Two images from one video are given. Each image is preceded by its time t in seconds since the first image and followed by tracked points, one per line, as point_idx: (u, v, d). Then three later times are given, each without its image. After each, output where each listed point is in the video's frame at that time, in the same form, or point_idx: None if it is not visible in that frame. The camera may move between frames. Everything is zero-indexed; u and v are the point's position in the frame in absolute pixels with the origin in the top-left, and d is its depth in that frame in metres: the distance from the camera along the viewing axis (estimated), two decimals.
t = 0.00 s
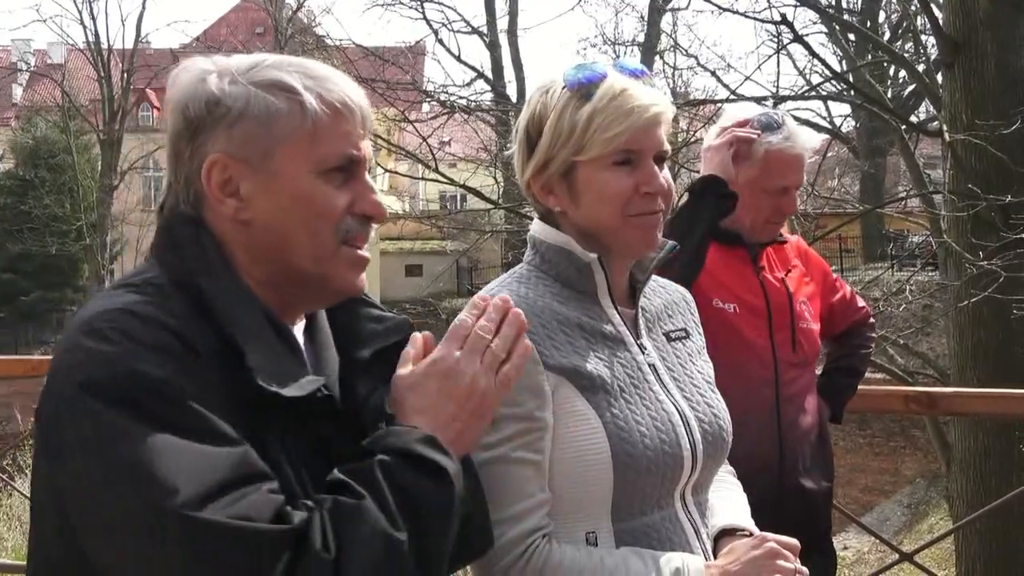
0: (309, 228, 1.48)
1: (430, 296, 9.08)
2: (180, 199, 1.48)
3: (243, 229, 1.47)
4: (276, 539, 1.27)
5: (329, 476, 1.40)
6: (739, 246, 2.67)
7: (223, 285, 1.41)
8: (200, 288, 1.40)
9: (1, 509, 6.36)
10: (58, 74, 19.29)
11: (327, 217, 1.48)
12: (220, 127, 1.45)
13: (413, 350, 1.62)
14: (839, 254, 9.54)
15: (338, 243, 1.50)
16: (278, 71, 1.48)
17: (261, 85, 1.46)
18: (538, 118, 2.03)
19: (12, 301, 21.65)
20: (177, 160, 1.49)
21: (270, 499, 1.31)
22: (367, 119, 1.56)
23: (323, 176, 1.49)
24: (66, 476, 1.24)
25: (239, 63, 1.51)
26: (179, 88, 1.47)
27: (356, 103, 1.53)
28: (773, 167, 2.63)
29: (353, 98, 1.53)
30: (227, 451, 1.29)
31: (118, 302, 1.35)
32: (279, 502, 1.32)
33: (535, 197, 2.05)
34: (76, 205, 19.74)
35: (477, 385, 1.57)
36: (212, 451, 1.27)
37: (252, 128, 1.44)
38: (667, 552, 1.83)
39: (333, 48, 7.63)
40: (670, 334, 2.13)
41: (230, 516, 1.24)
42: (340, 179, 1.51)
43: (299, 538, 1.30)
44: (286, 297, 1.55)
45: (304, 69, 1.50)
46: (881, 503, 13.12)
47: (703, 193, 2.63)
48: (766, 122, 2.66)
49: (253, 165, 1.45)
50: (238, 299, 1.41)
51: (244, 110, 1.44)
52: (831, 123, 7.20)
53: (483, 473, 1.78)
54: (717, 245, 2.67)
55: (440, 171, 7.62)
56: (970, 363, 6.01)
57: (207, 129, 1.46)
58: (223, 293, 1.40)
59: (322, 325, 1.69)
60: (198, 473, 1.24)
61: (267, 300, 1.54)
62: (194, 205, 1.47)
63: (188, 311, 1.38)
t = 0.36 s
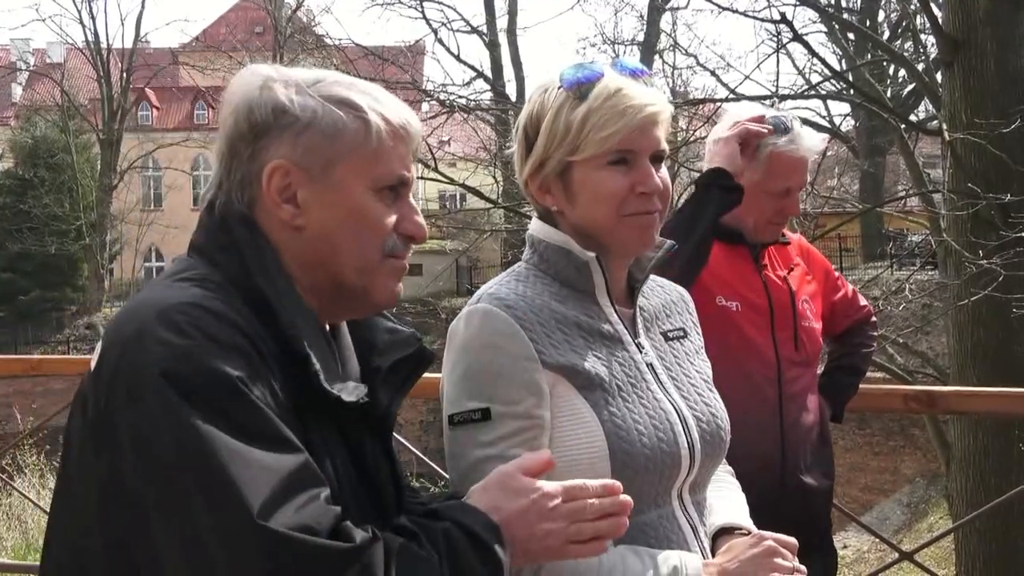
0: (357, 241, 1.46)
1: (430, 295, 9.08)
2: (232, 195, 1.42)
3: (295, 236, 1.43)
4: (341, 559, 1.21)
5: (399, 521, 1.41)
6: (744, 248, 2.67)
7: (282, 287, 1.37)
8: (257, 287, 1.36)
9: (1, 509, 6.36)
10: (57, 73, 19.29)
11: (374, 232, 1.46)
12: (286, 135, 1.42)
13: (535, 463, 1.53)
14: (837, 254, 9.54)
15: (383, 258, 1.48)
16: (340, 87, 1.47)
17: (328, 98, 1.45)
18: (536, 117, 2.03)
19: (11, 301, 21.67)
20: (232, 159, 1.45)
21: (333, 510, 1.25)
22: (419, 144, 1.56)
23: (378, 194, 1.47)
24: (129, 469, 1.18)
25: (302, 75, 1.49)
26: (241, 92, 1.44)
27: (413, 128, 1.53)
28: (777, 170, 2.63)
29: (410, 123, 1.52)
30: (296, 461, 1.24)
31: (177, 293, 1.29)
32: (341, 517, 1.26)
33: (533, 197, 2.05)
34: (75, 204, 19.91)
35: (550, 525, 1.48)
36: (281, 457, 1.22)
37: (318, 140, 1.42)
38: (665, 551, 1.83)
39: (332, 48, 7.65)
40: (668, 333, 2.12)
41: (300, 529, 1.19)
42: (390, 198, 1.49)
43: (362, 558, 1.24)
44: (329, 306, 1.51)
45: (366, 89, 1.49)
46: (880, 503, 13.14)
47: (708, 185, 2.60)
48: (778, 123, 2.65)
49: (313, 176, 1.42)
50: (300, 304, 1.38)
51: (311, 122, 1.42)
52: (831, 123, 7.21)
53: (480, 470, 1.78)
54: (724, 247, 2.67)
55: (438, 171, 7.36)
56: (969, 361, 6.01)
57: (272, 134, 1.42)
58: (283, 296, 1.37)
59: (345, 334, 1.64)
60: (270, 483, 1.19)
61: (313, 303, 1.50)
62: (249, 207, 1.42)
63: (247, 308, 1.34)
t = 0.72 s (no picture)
0: (360, 242, 1.45)
1: (429, 295, 9.07)
2: (236, 196, 1.42)
3: (297, 236, 1.43)
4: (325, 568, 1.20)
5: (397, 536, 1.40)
6: (742, 247, 2.67)
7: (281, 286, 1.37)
8: (257, 288, 1.35)
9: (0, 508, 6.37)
10: (57, 73, 19.28)
11: (377, 233, 1.46)
12: (288, 135, 1.42)
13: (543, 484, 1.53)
14: (836, 253, 9.54)
15: (387, 259, 1.48)
16: (342, 86, 1.47)
17: (331, 98, 1.44)
18: (532, 117, 2.03)
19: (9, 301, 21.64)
20: (235, 159, 1.45)
21: (320, 517, 1.24)
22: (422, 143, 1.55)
23: (380, 194, 1.46)
24: (123, 469, 1.18)
25: (306, 75, 1.49)
26: (244, 92, 1.45)
27: (416, 128, 1.52)
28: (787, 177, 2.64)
29: (414, 123, 1.52)
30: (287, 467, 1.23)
31: (174, 291, 1.29)
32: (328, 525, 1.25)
33: (529, 195, 2.05)
34: (74, 203, 19.96)
35: (553, 549, 1.47)
36: (273, 463, 1.22)
37: (320, 140, 1.42)
38: (662, 549, 1.82)
39: (332, 47, 7.61)
40: (664, 331, 2.12)
41: (283, 537, 1.18)
42: (394, 198, 1.49)
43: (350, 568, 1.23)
44: (331, 306, 1.51)
45: (370, 89, 1.49)
46: (880, 502, 13.17)
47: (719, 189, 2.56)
48: (788, 129, 2.66)
49: (316, 176, 1.42)
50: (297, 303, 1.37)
51: (313, 121, 1.42)
52: (831, 122, 7.20)
53: (475, 472, 1.79)
54: (725, 247, 2.66)
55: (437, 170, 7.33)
56: (969, 360, 6.00)
57: (274, 134, 1.42)
58: (284, 296, 1.36)
59: (349, 337, 1.65)
60: (259, 488, 1.18)
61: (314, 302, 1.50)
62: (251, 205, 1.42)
63: (248, 311, 1.34)
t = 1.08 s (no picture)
0: (325, 227, 1.44)
1: (429, 293, 9.08)
2: (199, 188, 1.43)
3: (261, 225, 1.43)
4: (299, 540, 1.19)
5: (370, 486, 1.35)
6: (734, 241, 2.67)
7: (245, 279, 1.38)
8: (222, 279, 1.37)
9: None
10: (56, 71, 19.27)
11: (344, 219, 1.45)
12: (246, 125, 1.41)
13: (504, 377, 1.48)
14: (837, 251, 9.54)
15: (354, 245, 1.47)
16: (301, 72, 1.45)
17: (288, 84, 1.43)
18: (529, 111, 2.02)
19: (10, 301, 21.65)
20: (197, 153, 1.45)
21: (293, 493, 1.24)
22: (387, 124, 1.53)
23: (343, 178, 1.45)
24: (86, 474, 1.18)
25: (264, 63, 1.48)
26: (203, 85, 1.44)
27: (379, 110, 1.50)
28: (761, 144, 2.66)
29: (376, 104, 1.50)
30: (254, 447, 1.23)
31: (139, 290, 1.29)
32: (303, 500, 1.24)
33: (528, 192, 2.04)
34: (74, 204, 19.92)
35: (536, 435, 1.43)
36: (240, 446, 1.21)
37: (277, 126, 1.41)
38: (660, 547, 1.82)
39: (331, 46, 7.60)
40: (660, 327, 2.12)
41: (254, 512, 1.17)
42: (359, 181, 1.48)
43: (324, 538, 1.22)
44: (304, 295, 1.51)
45: (329, 73, 1.47)
46: (880, 500, 13.21)
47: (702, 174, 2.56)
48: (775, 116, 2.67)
49: (274, 163, 1.41)
50: (260, 294, 1.39)
51: (270, 108, 1.41)
52: (830, 120, 7.21)
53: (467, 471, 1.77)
54: (715, 242, 2.66)
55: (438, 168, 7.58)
56: (969, 359, 6.00)
57: (232, 124, 1.42)
58: (248, 287, 1.38)
59: (331, 327, 1.67)
60: (225, 469, 1.17)
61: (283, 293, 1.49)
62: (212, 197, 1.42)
63: (212, 304, 1.35)
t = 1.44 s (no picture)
0: (248, 197, 1.54)
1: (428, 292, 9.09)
2: (131, 188, 1.60)
3: (186, 208, 1.56)
4: (197, 486, 1.24)
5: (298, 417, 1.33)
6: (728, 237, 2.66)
7: (169, 275, 1.51)
8: (148, 277, 1.50)
9: None
10: (56, 69, 19.21)
11: (265, 188, 1.54)
12: (159, 116, 1.55)
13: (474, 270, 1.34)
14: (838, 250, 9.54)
15: (277, 215, 1.56)
16: (214, 56, 1.58)
17: (198, 69, 1.56)
18: (534, 108, 2.02)
19: (9, 298, 21.60)
20: (130, 156, 1.61)
21: (206, 450, 1.30)
22: (305, 96, 1.63)
23: (260, 149, 1.54)
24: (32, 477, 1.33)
25: (182, 59, 1.62)
26: (127, 90, 1.59)
27: (290, 81, 1.60)
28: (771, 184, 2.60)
29: (286, 76, 1.60)
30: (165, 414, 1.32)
31: (64, 297, 1.44)
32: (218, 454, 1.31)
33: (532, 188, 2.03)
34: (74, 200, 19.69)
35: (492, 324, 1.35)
36: (146, 415, 1.30)
37: (184, 110, 1.54)
38: (657, 545, 1.83)
39: (331, 44, 7.59)
40: (657, 326, 2.12)
41: (154, 465, 1.25)
42: (281, 153, 1.57)
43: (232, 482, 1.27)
44: (242, 277, 1.61)
45: (242, 54, 1.60)
46: (880, 499, 13.21)
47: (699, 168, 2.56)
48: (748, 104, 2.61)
49: (187, 144, 1.54)
50: (182, 285, 1.50)
51: (179, 93, 1.55)
52: (830, 120, 7.20)
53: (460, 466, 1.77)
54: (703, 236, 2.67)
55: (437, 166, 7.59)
56: (967, 358, 6.01)
57: (150, 118, 1.57)
58: (173, 283, 1.50)
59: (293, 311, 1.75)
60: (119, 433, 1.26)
61: (219, 279, 1.60)
62: (141, 196, 1.59)
63: (140, 302, 1.47)
